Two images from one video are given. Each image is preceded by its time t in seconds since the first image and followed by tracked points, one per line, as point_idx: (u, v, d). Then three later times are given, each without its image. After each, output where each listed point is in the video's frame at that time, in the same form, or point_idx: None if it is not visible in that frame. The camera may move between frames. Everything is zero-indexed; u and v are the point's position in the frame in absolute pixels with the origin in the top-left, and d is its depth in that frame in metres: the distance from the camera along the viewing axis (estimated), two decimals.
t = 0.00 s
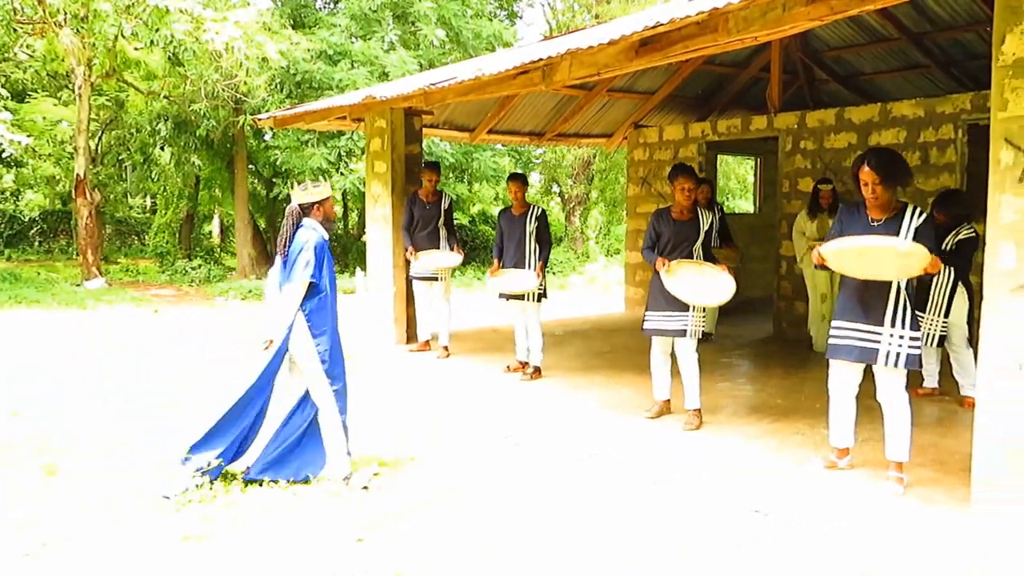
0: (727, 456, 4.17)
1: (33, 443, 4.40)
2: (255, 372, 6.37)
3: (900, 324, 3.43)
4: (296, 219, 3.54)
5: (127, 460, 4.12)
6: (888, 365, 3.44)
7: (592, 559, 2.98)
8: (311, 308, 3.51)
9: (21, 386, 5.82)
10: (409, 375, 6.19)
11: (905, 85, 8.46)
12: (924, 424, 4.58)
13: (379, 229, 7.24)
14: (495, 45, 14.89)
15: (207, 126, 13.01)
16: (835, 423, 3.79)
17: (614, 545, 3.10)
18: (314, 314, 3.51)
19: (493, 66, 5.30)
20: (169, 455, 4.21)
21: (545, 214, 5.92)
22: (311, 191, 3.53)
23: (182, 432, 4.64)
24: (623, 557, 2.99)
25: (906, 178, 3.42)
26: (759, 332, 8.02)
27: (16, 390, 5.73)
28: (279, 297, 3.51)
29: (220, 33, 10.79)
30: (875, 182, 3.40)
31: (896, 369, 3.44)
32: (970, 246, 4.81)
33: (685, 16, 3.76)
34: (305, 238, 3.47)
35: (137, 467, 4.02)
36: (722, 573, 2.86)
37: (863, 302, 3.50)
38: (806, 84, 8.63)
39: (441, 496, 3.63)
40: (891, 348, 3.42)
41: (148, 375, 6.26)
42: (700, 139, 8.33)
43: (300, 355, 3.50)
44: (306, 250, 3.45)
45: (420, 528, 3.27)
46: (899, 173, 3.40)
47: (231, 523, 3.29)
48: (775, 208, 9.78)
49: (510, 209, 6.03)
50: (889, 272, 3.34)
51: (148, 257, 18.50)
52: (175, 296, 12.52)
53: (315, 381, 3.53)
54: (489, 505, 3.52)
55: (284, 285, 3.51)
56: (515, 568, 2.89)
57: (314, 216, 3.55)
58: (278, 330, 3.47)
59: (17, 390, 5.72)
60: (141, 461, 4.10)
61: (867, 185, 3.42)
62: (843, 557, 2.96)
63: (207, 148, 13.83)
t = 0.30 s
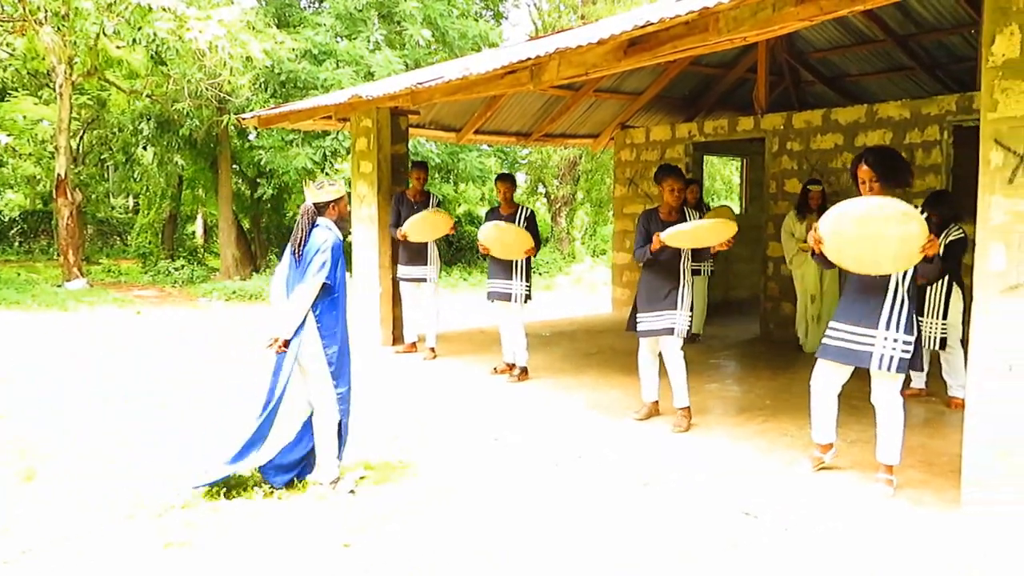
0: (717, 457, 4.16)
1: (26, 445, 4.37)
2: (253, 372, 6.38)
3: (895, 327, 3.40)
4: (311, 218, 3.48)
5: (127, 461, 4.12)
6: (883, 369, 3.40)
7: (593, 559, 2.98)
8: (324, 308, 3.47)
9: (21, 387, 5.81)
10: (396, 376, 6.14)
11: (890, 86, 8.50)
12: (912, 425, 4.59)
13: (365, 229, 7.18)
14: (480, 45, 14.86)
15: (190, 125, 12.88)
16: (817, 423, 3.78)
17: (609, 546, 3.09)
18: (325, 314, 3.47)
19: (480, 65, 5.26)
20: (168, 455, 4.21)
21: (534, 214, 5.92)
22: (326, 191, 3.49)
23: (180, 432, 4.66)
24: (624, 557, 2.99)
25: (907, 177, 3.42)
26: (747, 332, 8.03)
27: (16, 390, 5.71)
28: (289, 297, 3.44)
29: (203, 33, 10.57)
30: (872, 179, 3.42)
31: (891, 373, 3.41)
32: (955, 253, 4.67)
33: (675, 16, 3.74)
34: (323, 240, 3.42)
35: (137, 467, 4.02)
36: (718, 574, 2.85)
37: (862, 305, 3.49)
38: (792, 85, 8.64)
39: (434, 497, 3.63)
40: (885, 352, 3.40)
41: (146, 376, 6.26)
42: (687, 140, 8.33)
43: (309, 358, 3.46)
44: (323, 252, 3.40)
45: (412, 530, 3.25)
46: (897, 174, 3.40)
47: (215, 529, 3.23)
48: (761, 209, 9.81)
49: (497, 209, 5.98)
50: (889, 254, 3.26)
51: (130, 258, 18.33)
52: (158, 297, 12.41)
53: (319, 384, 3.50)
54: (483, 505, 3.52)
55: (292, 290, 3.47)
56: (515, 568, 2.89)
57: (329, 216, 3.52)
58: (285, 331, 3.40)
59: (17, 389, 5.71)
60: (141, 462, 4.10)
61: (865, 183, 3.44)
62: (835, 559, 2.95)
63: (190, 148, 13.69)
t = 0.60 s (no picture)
0: (711, 458, 4.15)
1: (24, 445, 4.34)
2: (254, 371, 6.34)
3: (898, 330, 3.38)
4: (312, 219, 3.42)
5: (127, 460, 4.11)
6: (890, 373, 3.41)
7: (589, 559, 2.96)
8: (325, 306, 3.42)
9: (21, 387, 5.76)
10: (386, 377, 6.10)
11: (878, 86, 8.52)
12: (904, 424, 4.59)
13: (355, 230, 7.13)
14: (469, 45, 14.82)
15: (176, 125, 12.77)
16: (827, 424, 3.79)
17: (604, 546, 3.07)
18: (325, 314, 3.41)
19: (471, 64, 5.23)
20: (168, 455, 4.18)
21: (525, 214, 5.86)
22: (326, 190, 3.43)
23: (180, 432, 4.62)
24: (622, 557, 2.98)
25: (899, 180, 3.41)
26: (737, 332, 8.04)
27: (14, 390, 5.66)
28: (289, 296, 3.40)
29: (189, 30, 10.46)
30: (866, 183, 3.38)
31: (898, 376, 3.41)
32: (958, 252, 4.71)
33: (668, 13, 3.71)
34: (323, 240, 3.38)
35: (137, 467, 4.00)
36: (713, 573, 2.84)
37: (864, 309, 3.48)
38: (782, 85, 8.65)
39: (425, 497, 3.61)
40: (890, 355, 3.39)
41: (148, 375, 6.21)
42: (677, 139, 8.33)
43: (310, 359, 3.40)
44: (322, 252, 3.37)
45: (405, 531, 3.23)
46: (890, 175, 3.38)
47: (203, 533, 3.18)
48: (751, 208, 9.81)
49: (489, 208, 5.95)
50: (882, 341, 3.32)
51: (116, 259, 18.17)
52: (145, 299, 12.29)
53: (318, 384, 3.42)
54: (474, 505, 3.52)
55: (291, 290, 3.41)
56: (515, 568, 2.88)
57: (329, 215, 3.47)
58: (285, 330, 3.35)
59: (16, 390, 5.66)
60: (141, 462, 4.09)
61: (858, 186, 3.40)
62: (830, 558, 2.94)
63: (176, 148, 13.58)
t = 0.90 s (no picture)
0: (707, 456, 4.14)
1: (20, 447, 4.31)
2: (254, 372, 6.32)
3: (894, 328, 3.40)
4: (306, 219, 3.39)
5: (126, 460, 4.08)
6: (884, 369, 3.43)
7: (587, 559, 2.94)
8: (323, 304, 3.40)
9: (20, 387, 5.73)
10: (380, 378, 6.08)
11: (870, 84, 8.54)
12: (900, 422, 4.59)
13: (348, 230, 7.11)
14: (461, 45, 14.80)
15: (167, 126, 12.69)
16: (822, 423, 3.77)
17: (602, 546, 3.06)
18: (322, 313, 3.39)
19: (464, 63, 5.21)
20: (168, 455, 4.16)
21: (519, 214, 5.84)
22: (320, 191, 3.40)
23: (181, 432, 4.60)
24: (620, 557, 2.97)
25: (891, 175, 3.40)
26: (732, 330, 8.04)
27: (14, 390, 5.63)
28: (285, 294, 3.38)
29: (180, 31, 10.56)
30: (858, 179, 3.37)
31: (894, 372, 3.43)
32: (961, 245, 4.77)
33: (662, 11, 3.69)
34: (317, 239, 3.35)
35: (137, 467, 3.98)
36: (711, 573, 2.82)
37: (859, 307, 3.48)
38: (773, 83, 8.64)
39: (418, 498, 3.60)
40: (885, 352, 3.41)
41: (146, 376, 6.16)
42: (670, 138, 8.32)
43: (308, 359, 3.38)
44: (317, 250, 3.35)
45: (403, 531, 3.22)
46: (882, 172, 3.37)
47: (197, 536, 3.15)
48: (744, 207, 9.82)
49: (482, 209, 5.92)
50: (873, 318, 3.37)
51: (107, 261, 18.06)
52: (136, 301, 12.21)
53: (314, 384, 3.40)
54: (469, 505, 3.50)
55: (288, 287, 3.40)
56: (514, 568, 2.87)
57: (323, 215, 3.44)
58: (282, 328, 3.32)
59: (17, 390, 5.64)
60: (140, 462, 4.07)
61: (850, 182, 3.39)
62: (828, 556, 2.93)
63: (167, 149, 13.51)
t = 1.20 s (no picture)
0: (703, 455, 4.13)
1: (16, 447, 4.29)
2: (252, 371, 6.29)
3: (876, 322, 3.39)
4: (299, 218, 3.39)
5: (124, 461, 4.06)
6: (863, 365, 3.39)
7: (588, 559, 2.93)
8: (317, 302, 3.38)
9: (20, 386, 5.71)
10: (376, 377, 6.06)
11: (864, 82, 8.55)
12: (896, 420, 4.59)
13: (343, 229, 7.09)
14: (455, 43, 14.77)
15: (160, 125, 12.64)
16: (810, 420, 3.77)
17: (602, 546, 3.05)
18: (316, 310, 3.37)
19: (459, 61, 5.19)
20: (167, 456, 4.14)
21: (515, 215, 5.73)
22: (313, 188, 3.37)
23: (180, 432, 4.58)
24: (619, 556, 2.95)
25: (886, 175, 3.38)
26: (727, 328, 8.03)
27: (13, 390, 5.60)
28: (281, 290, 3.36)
29: (173, 29, 10.55)
30: (844, 176, 3.41)
31: (873, 368, 3.40)
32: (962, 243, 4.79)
33: (658, 9, 3.68)
34: (310, 236, 3.33)
35: (135, 467, 3.96)
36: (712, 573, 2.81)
37: (846, 301, 3.48)
38: (768, 80, 8.55)
39: (413, 497, 3.58)
40: (865, 348, 3.39)
41: (149, 376, 6.14)
42: (666, 136, 8.32)
43: (304, 356, 3.37)
44: (310, 247, 3.32)
45: (399, 531, 3.21)
46: (874, 170, 3.36)
47: (191, 538, 3.13)
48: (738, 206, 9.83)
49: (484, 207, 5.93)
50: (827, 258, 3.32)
51: (101, 261, 17.99)
52: (130, 300, 12.16)
53: (309, 382, 3.39)
54: (465, 505, 3.49)
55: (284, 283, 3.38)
56: (513, 568, 2.85)
57: (317, 214, 3.41)
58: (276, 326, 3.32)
59: (15, 389, 5.61)
60: (138, 462, 4.04)
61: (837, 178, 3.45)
62: (827, 555, 2.92)
63: (160, 148, 13.46)
